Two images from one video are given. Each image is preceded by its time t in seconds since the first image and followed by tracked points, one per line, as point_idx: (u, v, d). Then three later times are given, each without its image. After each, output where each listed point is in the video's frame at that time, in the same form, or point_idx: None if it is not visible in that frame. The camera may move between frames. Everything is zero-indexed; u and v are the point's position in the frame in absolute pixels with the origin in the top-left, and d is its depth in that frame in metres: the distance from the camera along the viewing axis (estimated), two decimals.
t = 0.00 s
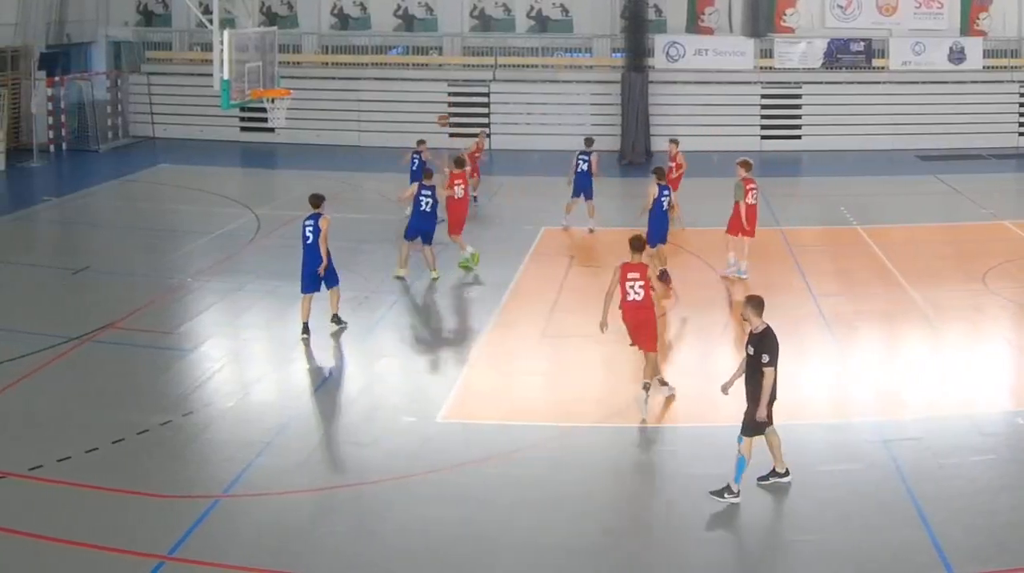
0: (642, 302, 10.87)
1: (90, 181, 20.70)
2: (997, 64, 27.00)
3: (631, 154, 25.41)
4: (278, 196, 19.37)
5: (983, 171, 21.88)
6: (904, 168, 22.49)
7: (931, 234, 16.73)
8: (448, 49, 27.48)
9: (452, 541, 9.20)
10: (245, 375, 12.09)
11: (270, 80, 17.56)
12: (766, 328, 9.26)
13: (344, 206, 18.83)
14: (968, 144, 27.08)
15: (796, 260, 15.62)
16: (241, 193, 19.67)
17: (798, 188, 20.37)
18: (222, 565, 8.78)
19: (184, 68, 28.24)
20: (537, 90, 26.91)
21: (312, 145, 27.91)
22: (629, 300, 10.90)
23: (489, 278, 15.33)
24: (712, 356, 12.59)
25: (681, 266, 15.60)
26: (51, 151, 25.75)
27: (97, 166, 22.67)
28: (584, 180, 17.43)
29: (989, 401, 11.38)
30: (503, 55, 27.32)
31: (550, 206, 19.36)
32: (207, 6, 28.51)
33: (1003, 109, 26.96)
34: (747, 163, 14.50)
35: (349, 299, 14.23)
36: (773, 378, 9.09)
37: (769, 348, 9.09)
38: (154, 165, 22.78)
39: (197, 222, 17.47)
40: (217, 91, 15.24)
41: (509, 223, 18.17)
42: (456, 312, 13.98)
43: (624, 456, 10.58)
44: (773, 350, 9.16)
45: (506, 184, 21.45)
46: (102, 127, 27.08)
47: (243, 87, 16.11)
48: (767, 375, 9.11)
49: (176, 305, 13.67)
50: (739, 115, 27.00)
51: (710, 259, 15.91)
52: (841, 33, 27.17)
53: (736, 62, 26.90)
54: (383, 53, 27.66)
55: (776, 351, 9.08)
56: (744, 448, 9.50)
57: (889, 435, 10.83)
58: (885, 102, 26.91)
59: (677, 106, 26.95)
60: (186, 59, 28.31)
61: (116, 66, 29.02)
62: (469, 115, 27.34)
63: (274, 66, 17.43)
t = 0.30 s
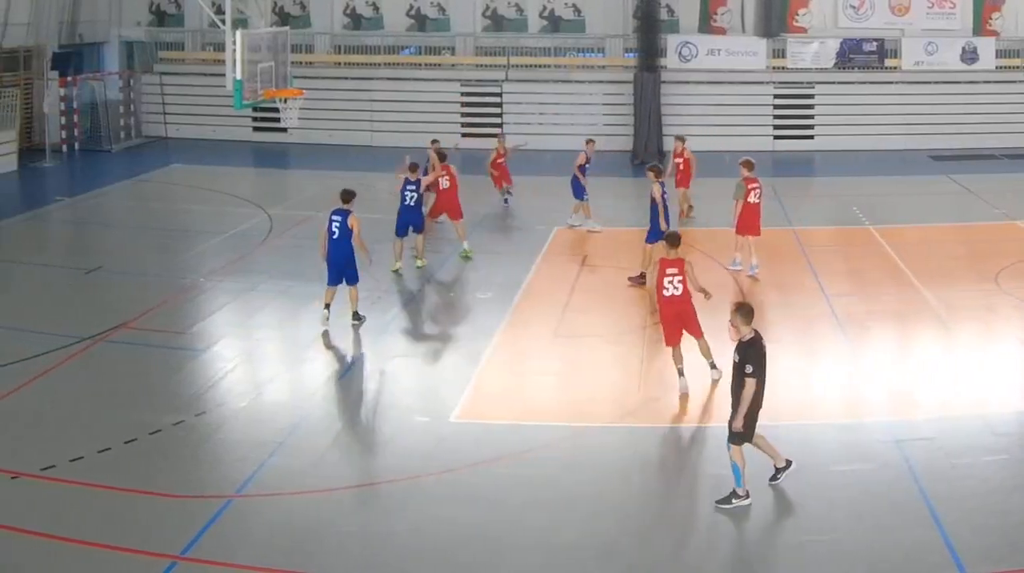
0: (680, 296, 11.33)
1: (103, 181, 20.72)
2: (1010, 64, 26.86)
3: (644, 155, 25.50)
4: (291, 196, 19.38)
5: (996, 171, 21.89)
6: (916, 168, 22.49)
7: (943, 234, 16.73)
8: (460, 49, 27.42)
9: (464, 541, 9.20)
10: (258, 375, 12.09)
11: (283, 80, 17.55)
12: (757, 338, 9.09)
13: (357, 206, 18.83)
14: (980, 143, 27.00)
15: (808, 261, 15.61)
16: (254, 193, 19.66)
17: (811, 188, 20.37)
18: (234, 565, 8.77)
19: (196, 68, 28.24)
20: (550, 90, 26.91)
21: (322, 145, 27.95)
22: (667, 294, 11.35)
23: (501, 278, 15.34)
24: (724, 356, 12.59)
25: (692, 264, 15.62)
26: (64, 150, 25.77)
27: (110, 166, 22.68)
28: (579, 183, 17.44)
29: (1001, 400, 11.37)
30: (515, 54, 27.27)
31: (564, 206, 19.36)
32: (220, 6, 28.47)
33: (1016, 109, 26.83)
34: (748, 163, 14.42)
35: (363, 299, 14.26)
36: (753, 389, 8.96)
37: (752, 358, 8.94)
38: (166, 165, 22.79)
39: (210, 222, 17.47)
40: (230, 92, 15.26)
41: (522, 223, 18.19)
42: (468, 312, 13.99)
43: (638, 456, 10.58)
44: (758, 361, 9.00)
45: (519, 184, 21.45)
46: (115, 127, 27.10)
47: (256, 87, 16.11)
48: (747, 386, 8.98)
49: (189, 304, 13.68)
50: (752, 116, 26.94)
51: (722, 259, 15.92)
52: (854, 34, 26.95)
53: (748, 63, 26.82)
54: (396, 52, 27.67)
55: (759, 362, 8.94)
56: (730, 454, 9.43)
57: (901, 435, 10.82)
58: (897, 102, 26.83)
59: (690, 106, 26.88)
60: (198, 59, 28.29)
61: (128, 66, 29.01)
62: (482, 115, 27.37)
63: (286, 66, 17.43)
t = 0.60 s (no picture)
0: (697, 278, 12.00)
1: (117, 181, 20.73)
2: None
3: (658, 155, 25.85)
4: (306, 196, 19.38)
5: (1012, 171, 21.85)
6: (930, 168, 22.46)
7: (957, 234, 16.73)
8: (474, 50, 27.44)
9: (479, 541, 9.20)
10: (272, 375, 12.09)
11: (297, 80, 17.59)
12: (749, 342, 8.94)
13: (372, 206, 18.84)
14: (994, 144, 26.90)
15: (822, 261, 15.61)
16: (268, 193, 19.66)
17: (827, 188, 20.35)
18: (248, 565, 8.77)
19: (209, 69, 28.14)
20: (564, 90, 26.84)
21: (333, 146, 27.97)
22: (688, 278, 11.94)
23: (515, 278, 15.35)
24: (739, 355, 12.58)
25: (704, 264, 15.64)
26: (77, 151, 25.81)
27: (123, 166, 22.70)
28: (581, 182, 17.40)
29: (1017, 401, 11.37)
30: (529, 55, 27.26)
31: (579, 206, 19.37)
32: (235, 6, 28.46)
33: None
34: (760, 159, 14.65)
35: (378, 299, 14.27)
36: (733, 393, 8.86)
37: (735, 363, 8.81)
38: (181, 165, 22.80)
39: (224, 223, 17.47)
40: (243, 93, 15.29)
41: (537, 223, 18.20)
42: (482, 312, 13.99)
43: (653, 456, 10.58)
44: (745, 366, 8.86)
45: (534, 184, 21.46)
46: (129, 127, 27.17)
47: (269, 88, 16.13)
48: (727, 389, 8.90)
49: (203, 304, 13.68)
50: (765, 118, 26.84)
51: (735, 258, 15.93)
52: (869, 34, 26.85)
53: (763, 63, 26.63)
54: (410, 53, 27.70)
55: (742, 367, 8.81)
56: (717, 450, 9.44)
57: (916, 435, 10.82)
58: (912, 103, 26.70)
59: (705, 106, 26.73)
60: (212, 60, 28.19)
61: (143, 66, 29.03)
62: (497, 115, 27.33)
63: (301, 66, 17.41)
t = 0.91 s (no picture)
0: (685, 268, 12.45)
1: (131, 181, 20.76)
2: None
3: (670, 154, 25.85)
4: (319, 196, 19.38)
5: None
6: (942, 168, 22.47)
7: (970, 234, 16.74)
8: (487, 50, 27.44)
9: (493, 540, 9.21)
10: (285, 375, 12.09)
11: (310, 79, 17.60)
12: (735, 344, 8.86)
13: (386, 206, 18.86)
14: (1007, 144, 26.82)
15: (835, 261, 15.61)
16: (280, 193, 19.66)
17: (841, 188, 20.33)
18: (260, 565, 8.77)
19: (223, 68, 28.17)
20: (577, 90, 26.83)
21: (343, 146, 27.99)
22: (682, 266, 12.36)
23: (528, 278, 15.36)
24: (752, 355, 12.58)
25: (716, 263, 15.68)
26: (89, 150, 25.88)
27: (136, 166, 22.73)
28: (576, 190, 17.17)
29: None
30: (542, 55, 27.27)
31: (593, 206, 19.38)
32: (247, 6, 28.52)
33: None
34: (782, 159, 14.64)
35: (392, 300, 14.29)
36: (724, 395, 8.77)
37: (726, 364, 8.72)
38: (194, 165, 22.81)
39: (237, 223, 17.47)
40: (256, 91, 15.37)
41: (550, 223, 18.22)
42: (494, 312, 14.00)
43: (667, 456, 10.58)
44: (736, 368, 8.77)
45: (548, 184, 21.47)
46: (141, 127, 27.24)
47: (282, 87, 16.19)
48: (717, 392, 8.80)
49: (216, 304, 13.69)
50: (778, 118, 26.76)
51: (747, 258, 15.94)
52: (882, 33, 26.81)
53: (776, 63, 26.60)
54: (423, 53, 27.70)
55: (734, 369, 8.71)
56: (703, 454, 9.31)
57: (928, 435, 10.82)
58: (924, 103, 26.62)
59: (717, 106, 26.70)
60: (225, 59, 28.22)
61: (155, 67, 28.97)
62: (509, 115, 27.33)
63: (313, 66, 17.43)
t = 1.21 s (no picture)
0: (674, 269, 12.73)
1: (145, 181, 20.80)
2: None
3: (685, 155, 25.39)
4: (333, 196, 19.38)
5: None
6: (955, 168, 22.51)
7: (985, 234, 16.73)
8: (501, 49, 27.45)
9: (507, 540, 9.20)
10: (299, 375, 12.10)
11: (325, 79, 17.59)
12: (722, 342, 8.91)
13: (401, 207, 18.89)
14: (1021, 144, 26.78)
15: (848, 261, 15.62)
16: (294, 193, 19.67)
17: (856, 188, 20.34)
18: (275, 565, 8.76)
19: (237, 68, 28.21)
20: (592, 90, 26.82)
21: (354, 146, 28.01)
22: (670, 264, 12.67)
23: (542, 279, 15.37)
24: (766, 355, 12.57)
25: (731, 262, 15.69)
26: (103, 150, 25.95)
27: (151, 166, 22.77)
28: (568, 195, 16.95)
29: None
30: (556, 54, 27.29)
31: (608, 206, 19.40)
32: (261, 6, 28.52)
33: None
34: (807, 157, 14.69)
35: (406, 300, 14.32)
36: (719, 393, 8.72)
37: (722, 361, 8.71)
38: (208, 165, 22.83)
39: (251, 223, 17.48)
40: (270, 92, 15.45)
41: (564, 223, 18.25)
42: (508, 312, 14.01)
43: (680, 457, 10.58)
44: (726, 365, 8.79)
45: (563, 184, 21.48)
46: (155, 127, 27.31)
47: (296, 87, 16.23)
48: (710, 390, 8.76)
49: (231, 304, 13.70)
50: (793, 118, 26.74)
51: (761, 259, 15.95)
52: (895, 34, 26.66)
53: (790, 63, 26.52)
54: (437, 53, 27.68)
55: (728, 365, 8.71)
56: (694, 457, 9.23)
57: (944, 435, 10.81)
58: (938, 103, 26.60)
59: (731, 106, 26.70)
60: (239, 59, 28.25)
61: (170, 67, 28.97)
62: (523, 115, 27.34)
63: (326, 66, 17.45)
